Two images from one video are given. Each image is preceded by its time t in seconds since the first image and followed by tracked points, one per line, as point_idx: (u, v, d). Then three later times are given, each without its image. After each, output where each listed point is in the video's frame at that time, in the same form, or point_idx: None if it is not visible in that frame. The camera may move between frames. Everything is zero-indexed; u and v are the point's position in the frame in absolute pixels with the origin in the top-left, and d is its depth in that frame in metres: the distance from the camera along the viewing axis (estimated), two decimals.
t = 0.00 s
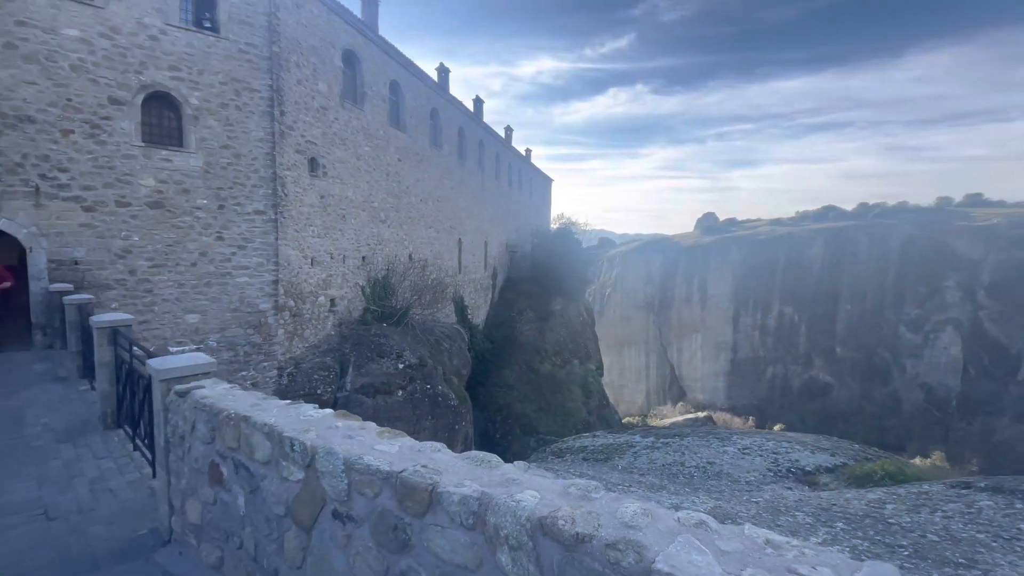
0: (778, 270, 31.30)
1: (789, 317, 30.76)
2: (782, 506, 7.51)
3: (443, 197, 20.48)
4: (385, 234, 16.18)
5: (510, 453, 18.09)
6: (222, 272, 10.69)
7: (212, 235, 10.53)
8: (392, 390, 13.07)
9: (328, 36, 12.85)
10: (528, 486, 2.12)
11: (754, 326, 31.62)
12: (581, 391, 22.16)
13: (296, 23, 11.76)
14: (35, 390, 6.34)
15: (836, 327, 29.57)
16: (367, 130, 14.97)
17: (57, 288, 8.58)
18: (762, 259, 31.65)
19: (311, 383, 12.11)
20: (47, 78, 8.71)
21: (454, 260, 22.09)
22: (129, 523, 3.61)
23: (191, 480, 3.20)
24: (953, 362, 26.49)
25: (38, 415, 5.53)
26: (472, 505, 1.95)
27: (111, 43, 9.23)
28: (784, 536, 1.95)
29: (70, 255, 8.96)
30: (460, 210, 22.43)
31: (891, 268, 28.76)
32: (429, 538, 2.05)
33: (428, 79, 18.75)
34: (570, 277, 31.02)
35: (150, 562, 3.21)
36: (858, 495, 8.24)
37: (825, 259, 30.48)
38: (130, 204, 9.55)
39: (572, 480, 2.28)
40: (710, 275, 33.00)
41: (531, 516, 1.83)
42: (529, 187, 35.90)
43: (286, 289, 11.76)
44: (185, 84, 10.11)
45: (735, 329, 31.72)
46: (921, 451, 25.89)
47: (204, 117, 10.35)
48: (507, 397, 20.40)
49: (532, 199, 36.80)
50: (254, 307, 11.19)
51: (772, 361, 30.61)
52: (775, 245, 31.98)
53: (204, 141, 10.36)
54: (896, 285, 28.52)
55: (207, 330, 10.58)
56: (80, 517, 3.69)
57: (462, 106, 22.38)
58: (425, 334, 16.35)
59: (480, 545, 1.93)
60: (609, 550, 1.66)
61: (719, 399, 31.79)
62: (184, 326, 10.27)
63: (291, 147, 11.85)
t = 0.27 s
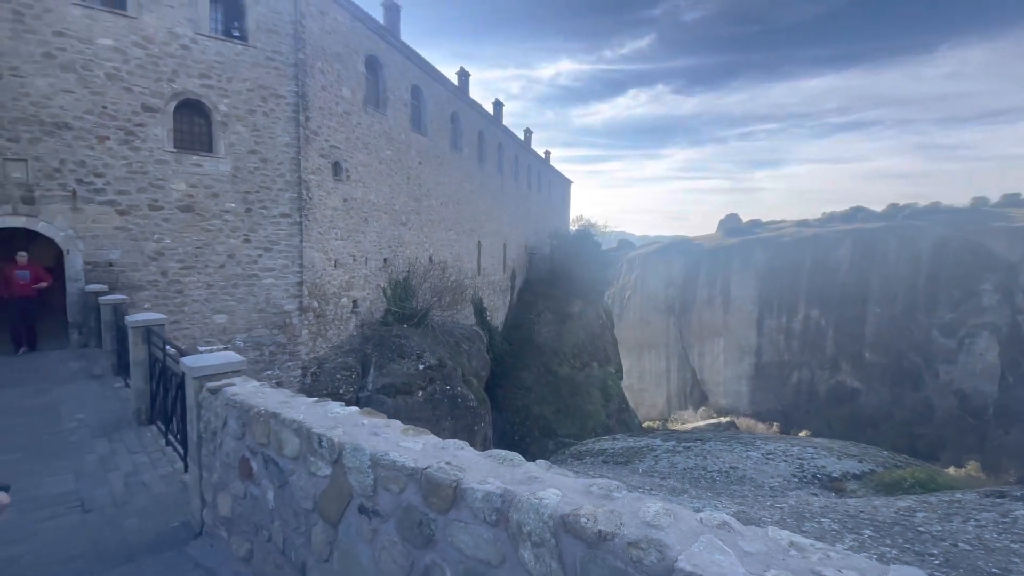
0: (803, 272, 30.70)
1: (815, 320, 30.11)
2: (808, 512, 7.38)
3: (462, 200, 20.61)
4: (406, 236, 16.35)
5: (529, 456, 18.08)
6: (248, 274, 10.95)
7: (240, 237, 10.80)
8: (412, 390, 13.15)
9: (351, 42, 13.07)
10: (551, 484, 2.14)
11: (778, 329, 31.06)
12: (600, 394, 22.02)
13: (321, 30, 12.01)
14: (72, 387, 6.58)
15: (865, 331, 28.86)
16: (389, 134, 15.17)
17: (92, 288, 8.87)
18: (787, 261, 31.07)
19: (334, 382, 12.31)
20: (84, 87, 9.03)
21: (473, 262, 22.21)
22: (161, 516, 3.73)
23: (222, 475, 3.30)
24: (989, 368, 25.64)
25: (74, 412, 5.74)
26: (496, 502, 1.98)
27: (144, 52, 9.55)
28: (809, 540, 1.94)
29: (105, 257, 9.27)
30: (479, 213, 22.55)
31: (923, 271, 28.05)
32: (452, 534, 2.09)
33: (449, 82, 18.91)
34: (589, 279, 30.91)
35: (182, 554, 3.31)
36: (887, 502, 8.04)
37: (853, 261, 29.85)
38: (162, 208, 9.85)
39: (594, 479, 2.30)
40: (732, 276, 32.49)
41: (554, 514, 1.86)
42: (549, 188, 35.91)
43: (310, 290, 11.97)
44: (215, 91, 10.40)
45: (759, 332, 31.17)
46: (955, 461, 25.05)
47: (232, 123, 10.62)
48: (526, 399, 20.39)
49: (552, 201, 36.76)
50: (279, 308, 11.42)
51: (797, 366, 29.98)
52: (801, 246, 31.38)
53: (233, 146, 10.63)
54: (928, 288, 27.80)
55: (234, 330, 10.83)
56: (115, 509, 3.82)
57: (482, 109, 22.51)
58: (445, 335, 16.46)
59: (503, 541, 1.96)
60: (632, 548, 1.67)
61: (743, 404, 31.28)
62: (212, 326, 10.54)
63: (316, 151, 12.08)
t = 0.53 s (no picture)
0: (851, 276, 29.71)
1: (864, 326, 29.07)
2: (850, 526, 7.13)
3: (495, 203, 20.78)
4: (440, 240, 16.60)
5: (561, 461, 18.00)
6: (291, 276, 11.34)
7: (283, 242, 11.20)
8: (445, 391, 13.30)
9: (388, 51, 13.41)
10: (579, 485, 2.17)
11: (824, 335, 30.09)
12: (634, 400, 21.72)
13: (360, 40, 12.38)
14: (128, 383, 6.96)
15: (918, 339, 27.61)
16: (425, 141, 15.46)
17: (147, 289, 9.36)
18: (834, 265, 30.13)
19: (370, 382, 12.61)
20: (140, 100, 9.56)
21: (505, 266, 22.33)
22: (208, 506, 3.93)
23: (265, 468, 3.46)
24: None
25: (129, 406, 6.08)
26: (525, 500, 2.02)
27: (195, 66, 10.06)
28: (845, 550, 1.90)
29: (158, 260, 9.79)
30: (512, 216, 22.68)
31: (982, 277, 26.79)
32: (483, 531, 2.15)
33: (483, 87, 19.14)
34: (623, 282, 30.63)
35: (227, 542, 3.48)
36: (936, 518, 7.68)
37: (905, 264, 28.79)
38: (212, 213, 10.33)
39: (623, 482, 2.31)
40: (775, 279, 31.63)
41: (582, 515, 1.88)
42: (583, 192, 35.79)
43: (349, 293, 12.31)
44: (260, 101, 10.84)
45: (803, 338, 30.24)
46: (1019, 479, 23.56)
47: (276, 132, 11.05)
48: (558, 403, 20.31)
49: (586, 204, 36.60)
50: (319, 309, 11.77)
51: (845, 374, 28.77)
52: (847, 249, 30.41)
53: (276, 154, 11.05)
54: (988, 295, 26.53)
55: (277, 330, 11.24)
56: (166, 498, 4.05)
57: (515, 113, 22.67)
58: (477, 337, 16.60)
59: (532, 539, 2.00)
60: (660, 552, 1.68)
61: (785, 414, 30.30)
62: (256, 326, 10.97)
63: (355, 158, 12.43)
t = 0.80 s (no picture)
0: (914, 280, 28.36)
1: (927, 334, 27.75)
2: (900, 543, 6.84)
3: (534, 208, 20.89)
4: (479, 244, 16.82)
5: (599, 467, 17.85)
6: (337, 279, 11.76)
7: (329, 246, 11.63)
8: (482, 393, 13.45)
9: (430, 60, 13.73)
10: (608, 488, 2.21)
11: (882, 343, 28.76)
12: (676, 408, 21.26)
13: (403, 50, 12.73)
14: (186, 378, 7.41)
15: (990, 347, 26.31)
16: (465, 146, 15.72)
17: (205, 291, 9.91)
18: (895, 269, 28.81)
19: (411, 382, 12.90)
20: (200, 113, 10.16)
21: (544, 269, 22.37)
22: (257, 496, 4.16)
23: (309, 462, 3.64)
24: None
25: (187, 400, 6.47)
26: (553, 500, 2.08)
27: (249, 80, 10.61)
28: (879, 563, 1.87)
29: (215, 263, 10.35)
30: (550, 220, 22.72)
31: None
32: (512, 528, 2.22)
33: (522, 92, 19.31)
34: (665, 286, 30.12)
35: (273, 531, 3.68)
36: (1000, 540, 7.23)
37: (973, 268, 27.34)
38: (264, 219, 10.85)
39: (653, 487, 2.33)
40: (829, 284, 30.39)
41: (609, 517, 1.92)
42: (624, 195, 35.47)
43: (391, 295, 12.64)
44: (309, 112, 11.32)
45: (859, 346, 28.98)
46: None
47: (324, 141, 11.49)
48: (597, 409, 20.17)
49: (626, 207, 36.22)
50: (363, 311, 12.14)
51: (907, 387, 27.51)
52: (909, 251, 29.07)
53: (324, 162, 11.50)
54: None
55: (323, 331, 11.67)
56: (219, 487, 4.31)
57: (555, 117, 22.73)
58: (515, 341, 16.69)
59: (559, 539, 2.06)
60: (685, 556, 1.71)
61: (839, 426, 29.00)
62: (305, 326, 11.43)
63: (397, 165, 12.78)
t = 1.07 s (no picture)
0: (989, 287, 26.94)
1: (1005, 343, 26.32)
2: (957, 566, 6.51)
3: (576, 212, 20.88)
4: (520, 248, 16.96)
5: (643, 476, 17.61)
6: (383, 282, 12.15)
7: (377, 251, 12.03)
8: (522, 397, 13.52)
9: (474, 69, 14.02)
10: (638, 493, 2.26)
11: (954, 354, 27.17)
12: (724, 418, 20.62)
13: (448, 60, 13.06)
14: (243, 376, 7.85)
15: None
16: (507, 152, 15.92)
17: (262, 294, 10.44)
18: (967, 275, 27.25)
19: (452, 384, 13.14)
20: (258, 126, 10.75)
21: (585, 273, 22.29)
22: (307, 488, 4.39)
23: (353, 458, 3.83)
24: None
25: (245, 396, 6.86)
26: (583, 502, 2.15)
27: (304, 94, 11.15)
28: None
29: (272, 267, 10.91)
30: (592, 224, 22.63)
31: None
32: (543, 528, 2.30)
33: (565, 97, 19.39)
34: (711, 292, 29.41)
35: (321, 522, 3.89)
36: None
37: None
38: (317, 225, 11.35)
39: (683, 493, 2.36)
40: (894, 293, 28.71)
41: (637, 521, 1.97)
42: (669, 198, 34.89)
43: (434, 299, 12.93)
44: (358, 123, 11.77)
45: (929, 358, 27.44)
46: None
47: (372, 151, 11.92)
48: (640, 416, 19.92)
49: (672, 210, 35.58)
50: (407, 314, 12.47)
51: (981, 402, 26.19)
52: (979, 255, 27.54)
53: (372, 170, 11.92)
54: None
55: (370, 332, 12.06)
56: (272, 479, 4.57)
57: (598, 120, 22.68)
58: (555, 345, 16.71)
59: (589, 541, 2.12)
60: (713, 562, 1.74)
61: (905, 441, 27.41)
62: (353, 327, 11.85)
63: (441, 172, 13.09)
